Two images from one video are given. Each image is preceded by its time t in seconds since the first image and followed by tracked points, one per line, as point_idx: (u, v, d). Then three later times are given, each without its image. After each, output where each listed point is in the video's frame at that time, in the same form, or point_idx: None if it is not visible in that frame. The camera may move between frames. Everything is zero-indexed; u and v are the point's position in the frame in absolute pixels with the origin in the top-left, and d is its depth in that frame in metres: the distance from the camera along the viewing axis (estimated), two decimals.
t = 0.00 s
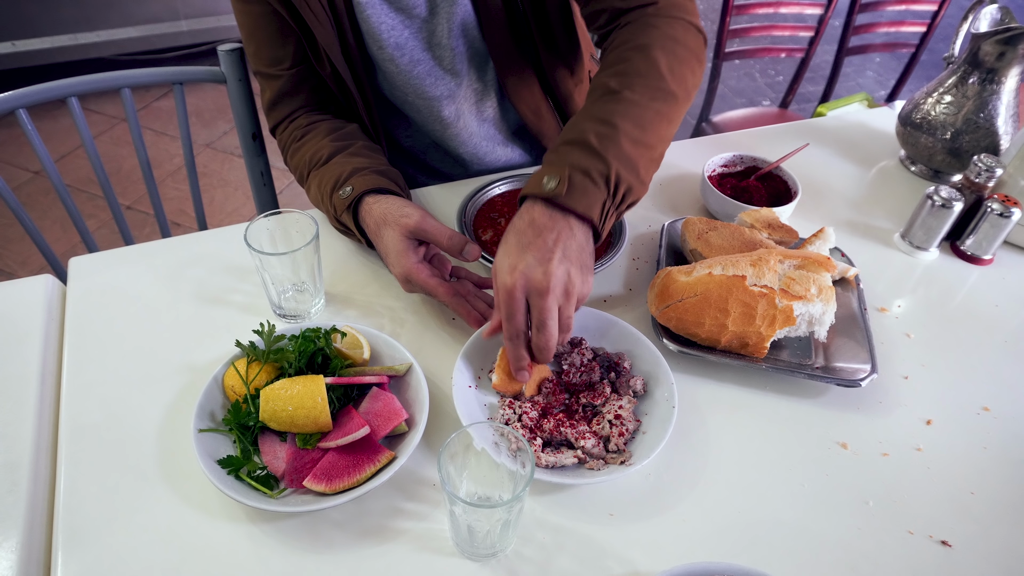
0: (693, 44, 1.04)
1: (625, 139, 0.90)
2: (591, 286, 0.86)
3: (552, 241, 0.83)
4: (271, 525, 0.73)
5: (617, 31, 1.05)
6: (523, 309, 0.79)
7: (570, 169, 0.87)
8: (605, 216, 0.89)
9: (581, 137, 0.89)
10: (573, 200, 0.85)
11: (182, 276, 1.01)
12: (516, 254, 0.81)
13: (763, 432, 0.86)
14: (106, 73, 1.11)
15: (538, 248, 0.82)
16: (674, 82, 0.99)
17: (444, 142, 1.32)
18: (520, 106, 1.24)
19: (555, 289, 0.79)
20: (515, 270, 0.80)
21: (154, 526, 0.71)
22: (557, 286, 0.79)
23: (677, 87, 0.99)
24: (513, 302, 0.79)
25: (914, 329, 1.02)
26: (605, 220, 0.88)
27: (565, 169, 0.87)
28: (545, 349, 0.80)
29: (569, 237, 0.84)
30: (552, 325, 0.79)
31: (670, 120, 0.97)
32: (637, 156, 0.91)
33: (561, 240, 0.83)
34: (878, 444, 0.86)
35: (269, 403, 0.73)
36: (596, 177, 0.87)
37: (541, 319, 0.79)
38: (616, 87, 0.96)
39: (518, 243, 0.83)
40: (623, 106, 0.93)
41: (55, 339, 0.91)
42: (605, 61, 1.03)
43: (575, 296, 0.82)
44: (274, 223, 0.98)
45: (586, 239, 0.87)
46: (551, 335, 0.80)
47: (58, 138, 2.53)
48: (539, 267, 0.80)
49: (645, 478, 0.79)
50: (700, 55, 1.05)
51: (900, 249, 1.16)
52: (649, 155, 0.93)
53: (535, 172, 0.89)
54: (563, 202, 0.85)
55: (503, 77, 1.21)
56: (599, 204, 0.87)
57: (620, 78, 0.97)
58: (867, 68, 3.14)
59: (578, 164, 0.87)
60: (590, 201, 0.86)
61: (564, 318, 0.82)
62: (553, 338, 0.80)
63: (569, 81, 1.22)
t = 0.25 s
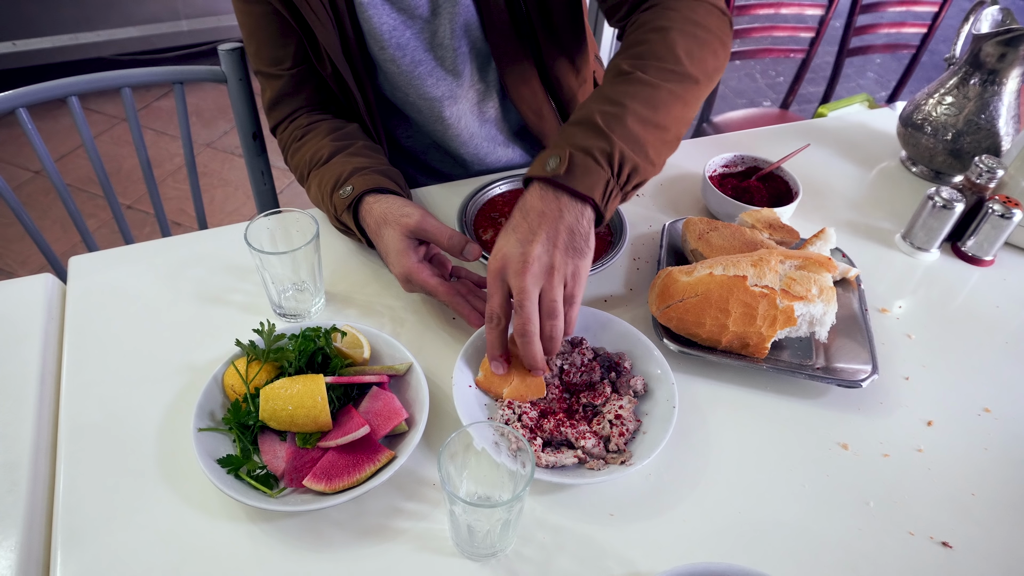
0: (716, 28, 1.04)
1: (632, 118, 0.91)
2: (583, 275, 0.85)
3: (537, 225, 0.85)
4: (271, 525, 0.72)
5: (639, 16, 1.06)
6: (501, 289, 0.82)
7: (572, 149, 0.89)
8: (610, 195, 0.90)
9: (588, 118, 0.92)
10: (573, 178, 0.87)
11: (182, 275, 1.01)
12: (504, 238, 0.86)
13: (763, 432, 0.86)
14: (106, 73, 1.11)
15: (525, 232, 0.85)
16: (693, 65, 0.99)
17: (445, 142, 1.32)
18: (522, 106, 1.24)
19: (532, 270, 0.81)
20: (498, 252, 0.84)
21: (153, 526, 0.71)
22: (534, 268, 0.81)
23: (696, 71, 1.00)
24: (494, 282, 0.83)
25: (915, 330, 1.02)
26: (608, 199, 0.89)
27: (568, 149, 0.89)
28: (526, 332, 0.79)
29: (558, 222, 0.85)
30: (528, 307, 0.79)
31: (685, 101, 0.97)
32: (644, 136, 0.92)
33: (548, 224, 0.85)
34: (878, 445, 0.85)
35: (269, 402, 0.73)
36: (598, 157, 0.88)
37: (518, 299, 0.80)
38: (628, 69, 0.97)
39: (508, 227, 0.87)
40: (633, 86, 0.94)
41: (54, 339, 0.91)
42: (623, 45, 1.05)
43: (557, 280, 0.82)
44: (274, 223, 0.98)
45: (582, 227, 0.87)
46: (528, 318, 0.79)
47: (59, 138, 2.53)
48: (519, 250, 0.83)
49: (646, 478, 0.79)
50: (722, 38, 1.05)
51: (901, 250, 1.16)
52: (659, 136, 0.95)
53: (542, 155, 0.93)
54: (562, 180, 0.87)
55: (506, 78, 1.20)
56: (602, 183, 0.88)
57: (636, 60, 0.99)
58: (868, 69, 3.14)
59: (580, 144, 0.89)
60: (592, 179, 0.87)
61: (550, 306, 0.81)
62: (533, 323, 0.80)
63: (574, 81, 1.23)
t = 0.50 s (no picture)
0: (723, 22, 1.04)
1: (648, 134, 0.92)
2: (591, 294, 0.83)
3: (550, 243, 0.86)
4: (272, 522, 0.73)
5: (644, 20, 1.06)
6: (504, 297, 0.83)
7: (590, 174, 0.90)
8: (631, 216, 0.90)
9: (604, 142, 0.92)
10: (595, 205, 0.88)
11: (183, 274, 1.01)
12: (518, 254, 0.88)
13: (764, 430, 0.86)
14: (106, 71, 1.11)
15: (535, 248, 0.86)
16: (705, 69, 0.99)
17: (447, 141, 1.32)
18: (525, 105, 1.24)
19: (534, 283, 0.82)
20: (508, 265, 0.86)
21: (154, 523, 0.71)
22: (537, 282, 0.82)
23: (708, 73, 0.99)
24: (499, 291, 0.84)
25: (915, 327, 1.02)
26: (630, 221, 0.89)
27: (586, 174, 0.90)
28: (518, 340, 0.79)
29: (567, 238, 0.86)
30: (523, 314, 0.80)
31: (698, 106, 0.97)
32: (662, 151, 0.93)
33: (557, 241, 0.86)
34: (879, 442, 0.85)
35: (270, 400, 0.73)
36: (617, 179, 0.89)
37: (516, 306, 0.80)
38: (638, 82, 0.97)
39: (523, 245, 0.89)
40: (652, 102, 0.94)
41: (56, 337, 0.91)
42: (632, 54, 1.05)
43: (559, 295, 0.81)
44: (275, 221, 0.98)
45: (595, 246, 0.86)
46: (524, 326, 0.79)
47: (60, 137, 2.53)
48: (527, 263, 0.84)
49: (646, 476, 0.79)
50: (731, 33, 1.05)
51: (902, 247, 1.16)
52: (677, 146, 0.95)
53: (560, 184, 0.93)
54: (585, 210, 0.87)
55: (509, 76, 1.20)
56: (623, 205, 0.89)
57: (645, 71, 0.98)
58: (869, 67, 3.14)
59: (598, 169, 0.90)
60: (612, 203, 0.88)
61: (547, 318, 0.80)
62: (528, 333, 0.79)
63: (578, 78, 1.23)
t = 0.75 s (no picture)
0: (725, 26, 1.04)
1: (650, 135, 0.92)
2: (588, 293, 0.83)
3: (547, 243, 0.86)
4: (274, 520, 0.73)
5: (646, 23, 1.06)
6: (502, 296, 0.83)
7: (592, 173, 0.90)
8: (632, 215, 0.91)
9: (606, 141, 0.93)
10: (596, 203, 0.88)
11: (185, 273, 1.01)
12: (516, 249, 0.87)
13: (764, 429, 0.86)
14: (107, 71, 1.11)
15: (533, 245, 0.86)
16: (707, 73, 0.99)
17: (448, 142, 1.33)
18: (527, 106, 1.24)
19: (531, 282, 0.81)
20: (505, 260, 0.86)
21: (157, 521, 0.72)
22: (534, 281, 0.81)
23: (709, 77, 0.99)
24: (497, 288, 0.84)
25: (915, 326, 1.02)
26: (630, 220, 0.90)
27: (588, 173, 0.90)
28: (518, 341, 0.81)
29: (565, 236, 0.87)
30: (522, 316, 0.80)
31: (700, 109, 0.97)
32: (663, 152, 0.93)
33: (556, 239, 0.86)
34: (879, 440, 0.86)
35: (273, 399, 0.73)
36: (619, 178, 0.89)
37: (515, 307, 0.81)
38: (641, 84, 0.97)
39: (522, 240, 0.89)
40: (650, 102, 0.94)
41: (58, 336, 0.91)
42: (633, 57, 1.05)
43: (556, 295, 0.81)
44: (276, 220, 0.98)
45: (593, 246, 0.87)
46: (523, 327, 0.81)
47: (60, 136, 2.53)
48: (523, 260, 0.84)
49: (647, 474, 0.79)
50: (733, 36, 1.04)
51: (902, 247, 1.17)
52: (677, 148, 0.95)
53: (562, 181, 0.93)
54: (586, 208, 0.88)
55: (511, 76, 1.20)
56: (624, 204, 0.89)
57: (647, 74, 0.98)
58: (868, 67, 3.14)
59: (599, 168, 0.90)
60: (613, 202, 0.88)
61: (544, 320, 0.80)
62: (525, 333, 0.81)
63: (580, 80, 1.23)
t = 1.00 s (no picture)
0: (730, 25, 1.04)
1: (653, 128, 0.92)
2: (587, 289, 0.85)
3: (547, 237, 0.86)
4: (276, 519, 0.73)
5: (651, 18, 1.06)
6: (506, 293, 0.84)
7: (594, 165, 0.90)
8: (633, 207, 0.91)
9: (608, 132, 0.93)
10: (597, 194, 0.88)
11: (187, 273, 1.01)
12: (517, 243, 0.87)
13: (766, 428, 0.86)
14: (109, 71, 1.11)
15: (533, 240, 0.87)
16: (710, 69, 0.99)
17: (451, 141, 1.33)
18: (530, 105, 1.24)
19: (533, 279, 0.81)
20: (506, 256, 0.86)
21: (160, 520, 0.72)
22: (536, 278, 0.82)
23: (714, 72, 0.99)
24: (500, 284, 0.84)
25: (917, 325, 1.02)
26: (631, 212, 0.90)
27: (590, 164, 0.90)
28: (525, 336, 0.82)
29: (566, 231, 0.87)
30: (528, 313, 0.82)
31: (703, 104, 0.97)
32: (665, 146, 0.93)
33: (557, 234, 0.86)
34: (881, 439, 0.86)
35: (275, 397, 0.73)
36: (621, 170, 0.89)
37: (519, 305, 0.82)
38: (645, 77, 0.98)
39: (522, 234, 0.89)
40: (653, 95, 0.94)
41: (60, 335, 0.92)
42: (639, 49, 1.05)
43: (558, 291, 0.82)
44: (279, 220, 0.98)
45: (593, 240, 0.87)
46: (528, 324, 0.82)
47: (62, 137, 2.54)
48: (525, 256, 0.84)
49: (648, 473, 0.79)
50: (738, 35, 1.04)
51: (902, 246, 1.17)
52: (680, 142, 0.95)
53: (564, 171, 0.94)
54: (586, 198, 0.88)
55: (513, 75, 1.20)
56: (625, 196, 0.89)
57: (651, 67, 0.99)
58: (869, 68, 3.15)
59: (601, 159, 0.90)
60: (614, 194, 0.88)
61: (549, 316, 0.82)
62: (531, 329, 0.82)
63: (584, 79, 1.23)
